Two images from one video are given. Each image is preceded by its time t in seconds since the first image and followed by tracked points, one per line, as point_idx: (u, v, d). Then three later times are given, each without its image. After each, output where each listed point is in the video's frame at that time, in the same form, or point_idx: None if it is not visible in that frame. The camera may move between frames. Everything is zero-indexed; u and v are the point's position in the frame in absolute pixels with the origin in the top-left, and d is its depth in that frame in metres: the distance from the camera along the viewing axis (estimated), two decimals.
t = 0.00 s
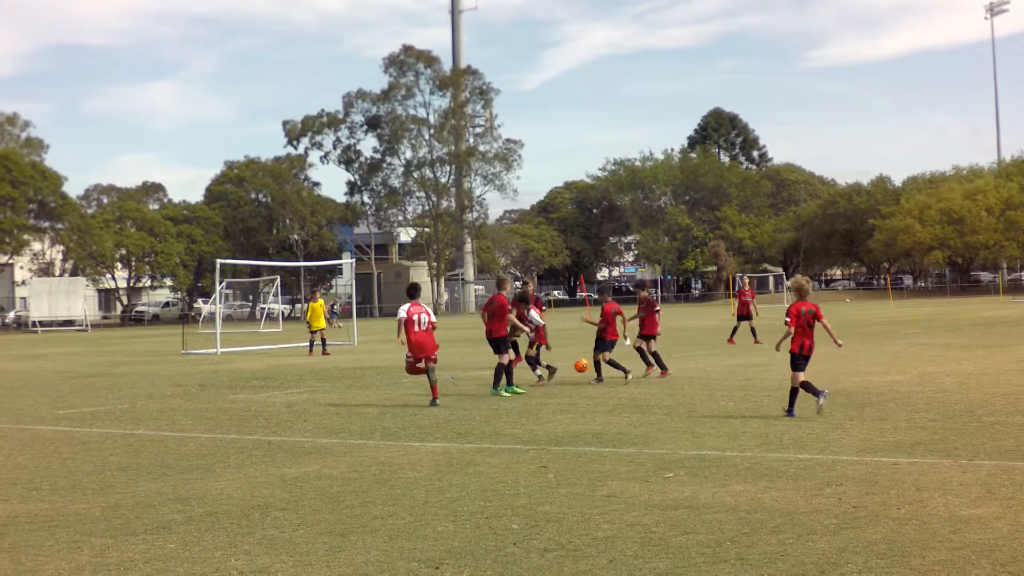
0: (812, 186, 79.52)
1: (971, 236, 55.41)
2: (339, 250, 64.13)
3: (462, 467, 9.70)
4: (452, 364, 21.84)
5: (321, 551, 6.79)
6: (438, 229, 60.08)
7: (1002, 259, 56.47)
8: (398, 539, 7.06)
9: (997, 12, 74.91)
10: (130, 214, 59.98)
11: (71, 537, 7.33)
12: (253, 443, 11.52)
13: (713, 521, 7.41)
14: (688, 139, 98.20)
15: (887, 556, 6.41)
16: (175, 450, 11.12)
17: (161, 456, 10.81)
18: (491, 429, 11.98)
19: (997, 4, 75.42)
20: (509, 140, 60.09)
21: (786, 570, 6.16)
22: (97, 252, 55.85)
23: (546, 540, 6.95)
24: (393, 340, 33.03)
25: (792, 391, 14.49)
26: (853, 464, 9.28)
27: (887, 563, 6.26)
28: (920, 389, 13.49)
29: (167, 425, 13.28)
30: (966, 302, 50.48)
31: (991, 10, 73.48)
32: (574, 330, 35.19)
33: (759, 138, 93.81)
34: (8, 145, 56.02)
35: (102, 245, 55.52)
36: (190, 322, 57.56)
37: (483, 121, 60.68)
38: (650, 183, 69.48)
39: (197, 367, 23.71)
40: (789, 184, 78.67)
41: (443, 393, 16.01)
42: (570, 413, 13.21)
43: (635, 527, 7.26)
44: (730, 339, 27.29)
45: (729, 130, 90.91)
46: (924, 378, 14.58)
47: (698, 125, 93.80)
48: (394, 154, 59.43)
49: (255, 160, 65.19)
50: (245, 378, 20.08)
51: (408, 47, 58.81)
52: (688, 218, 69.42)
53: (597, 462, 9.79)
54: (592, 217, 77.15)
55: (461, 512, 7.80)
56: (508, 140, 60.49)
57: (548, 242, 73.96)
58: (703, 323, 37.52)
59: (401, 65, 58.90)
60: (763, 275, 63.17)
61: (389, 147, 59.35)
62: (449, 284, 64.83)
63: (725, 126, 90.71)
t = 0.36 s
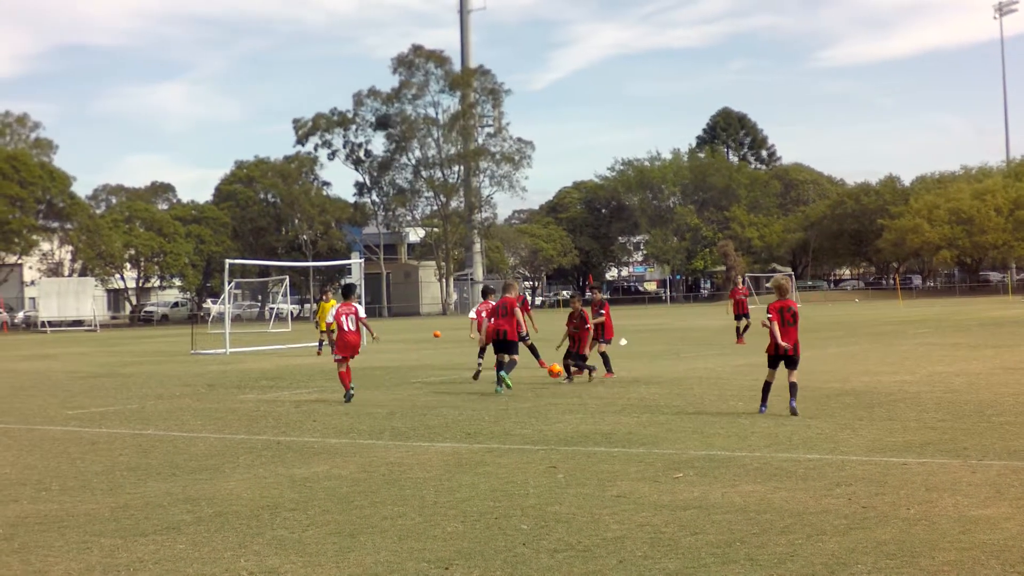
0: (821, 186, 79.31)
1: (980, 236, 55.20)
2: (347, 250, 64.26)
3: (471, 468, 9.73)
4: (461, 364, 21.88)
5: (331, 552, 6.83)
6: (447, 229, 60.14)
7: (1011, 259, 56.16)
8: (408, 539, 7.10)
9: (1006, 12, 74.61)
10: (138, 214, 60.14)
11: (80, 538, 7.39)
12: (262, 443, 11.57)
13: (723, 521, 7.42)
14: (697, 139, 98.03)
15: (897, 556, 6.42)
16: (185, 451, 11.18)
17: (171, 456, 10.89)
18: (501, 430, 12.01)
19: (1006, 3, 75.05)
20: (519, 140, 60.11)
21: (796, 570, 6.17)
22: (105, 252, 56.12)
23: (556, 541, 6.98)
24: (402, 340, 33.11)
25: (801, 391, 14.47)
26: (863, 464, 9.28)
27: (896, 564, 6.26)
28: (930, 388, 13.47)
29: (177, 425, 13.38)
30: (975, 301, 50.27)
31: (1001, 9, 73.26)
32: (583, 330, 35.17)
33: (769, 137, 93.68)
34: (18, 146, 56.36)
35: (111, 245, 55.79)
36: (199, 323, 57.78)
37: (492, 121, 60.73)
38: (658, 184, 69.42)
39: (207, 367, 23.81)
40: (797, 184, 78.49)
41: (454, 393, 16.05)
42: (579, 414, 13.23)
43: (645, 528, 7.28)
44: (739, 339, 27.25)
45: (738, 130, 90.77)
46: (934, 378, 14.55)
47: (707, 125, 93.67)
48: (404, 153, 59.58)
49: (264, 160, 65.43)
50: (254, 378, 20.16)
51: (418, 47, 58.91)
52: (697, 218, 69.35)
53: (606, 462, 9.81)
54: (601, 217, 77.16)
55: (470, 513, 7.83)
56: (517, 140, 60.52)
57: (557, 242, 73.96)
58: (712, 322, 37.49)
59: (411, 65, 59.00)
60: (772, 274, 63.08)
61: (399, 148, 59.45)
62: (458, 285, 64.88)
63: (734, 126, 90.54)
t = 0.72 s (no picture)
0: (829, 186, 79.11)
1: (988, 235, 55.06)
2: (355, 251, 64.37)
3: (480, 468, 9.77)
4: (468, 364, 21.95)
5: (340, 552, 6.88)
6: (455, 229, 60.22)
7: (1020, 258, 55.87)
8: (417, 539, 7.15)
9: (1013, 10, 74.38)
10: (146, 214, 60.28)
11: (89, 538, 7.46)
12: (271, 443, 11.64)
13: (732, 521, 7.45)
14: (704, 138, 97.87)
15: (906, 556, 6.44)
16: (193, 451, 11.25)
17: (179, 456, 10.96)
18: (509, 430, 12.05)
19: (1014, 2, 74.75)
20: (527, 139, 60.16)
21: (805, 570, 6.19)
22: (113, 252, 56.33)
23: (565, 541, 7.01)
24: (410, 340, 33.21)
25: (809, 390, 14.48)
26: (872, 464, 9.28)
27: (905, 563, 6.28)
28: (939, 388, 13.46)
29: (185, 425, 13.47)
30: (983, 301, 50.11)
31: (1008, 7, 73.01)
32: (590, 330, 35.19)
33: (776, 137, 93.49)
34: (26, 146, 56.63)
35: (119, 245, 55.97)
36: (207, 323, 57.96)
37: (500, 121, 60.79)
38: (666, 184, 69.39)
39: (215, 367, 23.92)
40: (805, 184, 78.36)
41: (462, 392, 16.10)
42: (586, 414, 13.27)
43: (653, 527, 7.31)
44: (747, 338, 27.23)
45: (745, 129, 90.63)
46: (944, 378, 14.53)
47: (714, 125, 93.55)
48: (412, 153, 59.70)
49: (272, 160, 65.63)
50: (263, 378, 20.25)
51: (425, 47, 59.02)
52: (704, 217, 69.30)
53: (615, 462, 9.84)
54: (608, 217, 77.18)
55: (479, 513, 7.88)
56: (525, 139, 60.56)
57: (565, 242, 73.94)
58: (719, 322, 37.47)
59: (418, 65, 59.12)
60: (780, 273, 62.99)
61: (407, 148, 59.54)
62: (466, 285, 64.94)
63: (741, 125, 90.39)
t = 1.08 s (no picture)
0: (827, 186, 79.15)
1: (985, 236, 55.07)
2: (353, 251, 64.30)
3: (476, 467, 9.75)
4: (466, 364, 21.92)
5: (336, 552, 6.85)
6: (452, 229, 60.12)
7: (1018, 259, 55.88)
8: (413, 539, 7.12)
9: (1011, 11, 74.51)
10: (143, 214, 60.13)
11: (85, 538, 7.42)
12: (268, 443, 11.60)
13: (729, 521, 7.43)
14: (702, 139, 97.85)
15: (904, 556, 6.42)
16: (190, 451, 11.22)
17: (176, 456, 10.93)
18: (506, 430, 12.03)
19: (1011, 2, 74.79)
20: (525, 139, 60.10)
21: (802, 571, 6.17)
22: (111, 253, 56.16)
23: (561, 541, 6.99)
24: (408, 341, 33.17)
25: (807, 391, 14.44)
26: (869, 464, 9.25)
27: (903, 564, 6.25)
28: (936, 388, 13.44)
29: (182, 425, 13.44)
30: (981, 301, 50.09)
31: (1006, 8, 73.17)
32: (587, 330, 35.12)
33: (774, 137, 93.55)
34: (24, 146, 56.53)
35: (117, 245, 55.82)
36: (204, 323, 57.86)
37: (498, 121, 60.73)
38: (664, 184, 69.43)
39: (214, 367, 23.84)
40: (803, 184, 78.42)
41: (459, 393, 16.08)
42: (584, 414, 13.24)
43: (651, 528, 7.28)
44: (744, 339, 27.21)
45: (743, 129, 90.68)
46: (941, 378, 14.52)
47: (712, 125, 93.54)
48: (410, 153, 59.63)
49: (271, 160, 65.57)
50: (260, 379, 20.21)
51: (423, 48, 59.01)
52: (702, 217, 69.32)
53: (612, 462, 9.82)
54: (606, 217, 77.21)
55: (475, 513, 7.85)
56: (524, 139, 60.50)
57: (562, 242, 73.90)
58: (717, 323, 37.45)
59: (416, 66, 59.11)
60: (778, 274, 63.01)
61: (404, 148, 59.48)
62: (463, 285, 64.86)
63: (739, 125, 90.44)
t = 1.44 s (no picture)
0: (810, 186, 79.54)
1: (969, 234, 55.38)
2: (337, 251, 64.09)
3: (458, 468, 9.66)
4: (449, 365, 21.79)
5: (318, 552, 6.73)
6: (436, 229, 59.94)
7: (1001, 258, 56.25)
8: (394, 540, 7.01)
9: (993, 10, 75.02)
10: (127, 215, 59.90)
11: (65, 540, 7.27)
12: (250, 445, 11.45)
13: (711, 520, 7.36)
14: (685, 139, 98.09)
15: (887, 554, 6.36)
16: (173, 453, 11.04)
17: (159, 458, 10.76)
18: (488, 430, 11.93)
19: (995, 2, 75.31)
20: (509, 139, 60.02)
21: (783, 570, 6.08)
22: (95, 254, 55.54)
23: (544, 540, 6.90)
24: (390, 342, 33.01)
25: (790, 390, 14.41)
26: (851, 463, 9.20)
27: (886, 562, 6.20)
28: (918, 386, 13.41)
29: (164, 427, 13.25)
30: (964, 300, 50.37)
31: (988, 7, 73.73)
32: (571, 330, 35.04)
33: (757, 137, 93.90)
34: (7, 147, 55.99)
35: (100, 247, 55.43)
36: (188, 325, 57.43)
37: (481, 121, 60.64)
38: (648, 183, 69.57)
39: (196, 369, 23.63)
40: (786, 183, 78.75)
41: (442, 394, 15.94)
42: (567, 414, 13.15)
43: (633, 527, 7.20)
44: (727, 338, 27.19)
45: (726, 129, 90.98)
46: (923, 377, 14.50)
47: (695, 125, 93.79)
48: (394, 153, 59.44)
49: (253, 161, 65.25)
50: (242, 380, 20.02)
51: (406, 48, 58.85)
52: (686, 217, 69.50)
53: (594, 462, 9.73)
54: (589, 217, 77.28)
55: (458, 513, 7.74)
56: (507, 139, 60.43)
57: (546, 242, 73.88)
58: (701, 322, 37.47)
59: (400, 66, 58.95)
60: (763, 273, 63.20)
61: (388, 148, 59.29)
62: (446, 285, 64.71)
63: (722, 125, 90.71)
